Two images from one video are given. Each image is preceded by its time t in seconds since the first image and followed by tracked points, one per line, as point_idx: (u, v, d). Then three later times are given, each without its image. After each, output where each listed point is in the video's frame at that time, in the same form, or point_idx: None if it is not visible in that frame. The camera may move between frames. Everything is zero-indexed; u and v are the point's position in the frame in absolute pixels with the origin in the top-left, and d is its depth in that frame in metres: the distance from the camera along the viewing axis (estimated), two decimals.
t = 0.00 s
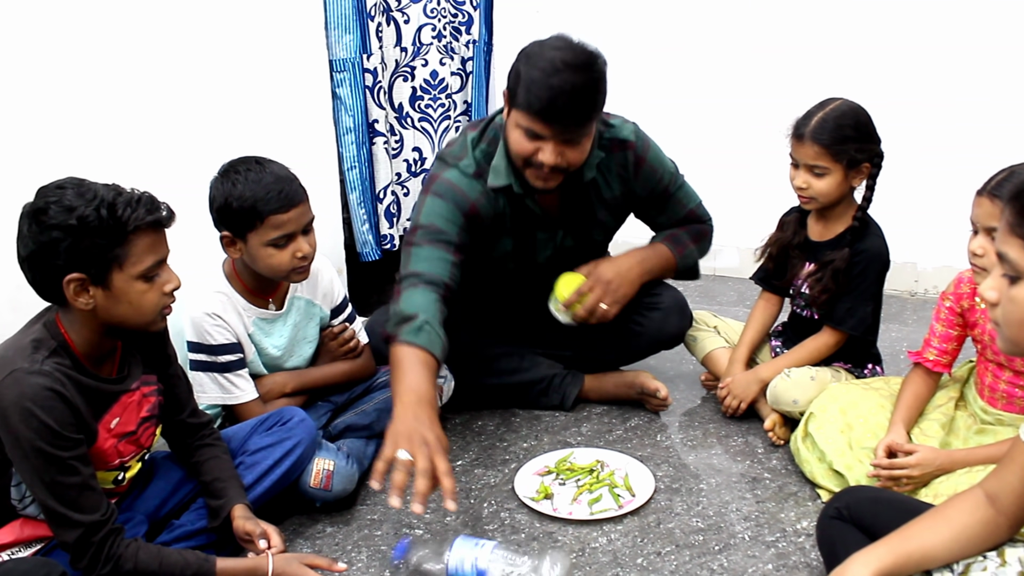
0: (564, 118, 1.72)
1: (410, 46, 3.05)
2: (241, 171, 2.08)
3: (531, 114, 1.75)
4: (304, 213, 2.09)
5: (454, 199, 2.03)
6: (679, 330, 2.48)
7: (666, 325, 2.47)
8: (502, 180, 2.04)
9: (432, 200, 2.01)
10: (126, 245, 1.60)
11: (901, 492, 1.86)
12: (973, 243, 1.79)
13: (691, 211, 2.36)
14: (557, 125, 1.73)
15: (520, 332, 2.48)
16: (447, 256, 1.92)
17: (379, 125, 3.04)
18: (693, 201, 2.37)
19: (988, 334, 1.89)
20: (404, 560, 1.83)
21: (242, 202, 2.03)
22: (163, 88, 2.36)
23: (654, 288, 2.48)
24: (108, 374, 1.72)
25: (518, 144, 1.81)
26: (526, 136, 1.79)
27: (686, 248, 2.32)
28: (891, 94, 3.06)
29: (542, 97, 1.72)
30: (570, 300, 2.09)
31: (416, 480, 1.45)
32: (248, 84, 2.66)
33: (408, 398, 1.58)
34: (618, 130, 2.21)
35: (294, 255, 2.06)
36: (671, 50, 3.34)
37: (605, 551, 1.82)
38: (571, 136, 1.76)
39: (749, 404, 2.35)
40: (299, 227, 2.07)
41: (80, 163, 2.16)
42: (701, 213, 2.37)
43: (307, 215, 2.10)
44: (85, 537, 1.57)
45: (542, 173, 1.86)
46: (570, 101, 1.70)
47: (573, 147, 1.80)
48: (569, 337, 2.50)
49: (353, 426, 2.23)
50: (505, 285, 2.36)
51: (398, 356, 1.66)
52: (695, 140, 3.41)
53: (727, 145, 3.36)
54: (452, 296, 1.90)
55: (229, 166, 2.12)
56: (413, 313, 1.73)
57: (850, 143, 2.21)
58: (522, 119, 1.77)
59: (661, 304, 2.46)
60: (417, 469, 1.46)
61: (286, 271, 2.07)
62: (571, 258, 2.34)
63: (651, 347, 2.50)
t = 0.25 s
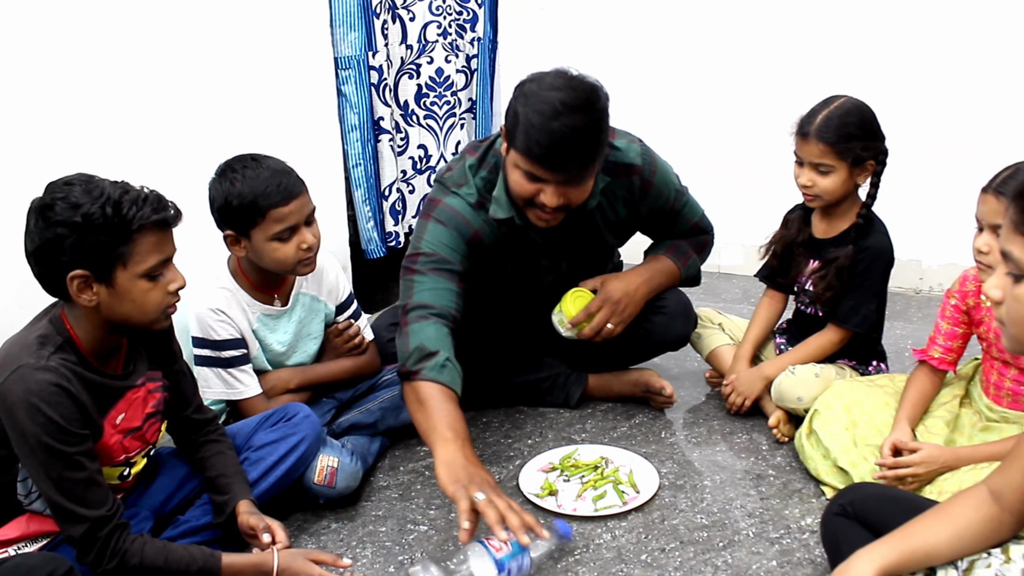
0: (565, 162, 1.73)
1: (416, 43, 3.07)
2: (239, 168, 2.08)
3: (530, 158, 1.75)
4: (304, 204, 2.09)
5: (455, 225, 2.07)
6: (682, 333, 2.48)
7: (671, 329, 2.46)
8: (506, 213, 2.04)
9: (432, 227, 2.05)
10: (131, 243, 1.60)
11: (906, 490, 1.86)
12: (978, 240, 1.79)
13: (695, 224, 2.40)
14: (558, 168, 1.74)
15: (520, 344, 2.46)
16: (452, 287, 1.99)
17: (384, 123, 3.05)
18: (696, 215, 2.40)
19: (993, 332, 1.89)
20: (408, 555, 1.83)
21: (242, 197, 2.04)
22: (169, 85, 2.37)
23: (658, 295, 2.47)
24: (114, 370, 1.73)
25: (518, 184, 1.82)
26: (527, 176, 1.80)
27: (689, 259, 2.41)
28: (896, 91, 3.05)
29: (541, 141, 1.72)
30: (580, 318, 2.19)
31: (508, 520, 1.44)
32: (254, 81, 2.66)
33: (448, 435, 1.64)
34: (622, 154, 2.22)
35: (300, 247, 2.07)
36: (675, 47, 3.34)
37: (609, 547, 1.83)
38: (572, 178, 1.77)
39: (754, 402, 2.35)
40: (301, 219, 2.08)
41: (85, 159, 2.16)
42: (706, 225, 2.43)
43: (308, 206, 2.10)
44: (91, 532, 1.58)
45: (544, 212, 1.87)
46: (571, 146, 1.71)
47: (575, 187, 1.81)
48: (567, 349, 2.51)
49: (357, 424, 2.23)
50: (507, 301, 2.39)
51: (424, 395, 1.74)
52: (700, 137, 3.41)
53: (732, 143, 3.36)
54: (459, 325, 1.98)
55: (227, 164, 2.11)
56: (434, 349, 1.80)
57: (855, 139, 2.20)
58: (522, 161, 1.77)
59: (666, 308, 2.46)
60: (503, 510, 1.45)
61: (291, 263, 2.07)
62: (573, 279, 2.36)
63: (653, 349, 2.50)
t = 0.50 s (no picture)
0: (570, 147, 1.72)
1: (415, 42, 3.05)
2: (237, 167, 2.08)
3: (535, 145, 1.74)
4: (303, 203, 2.09)
5: (460, 220, 2.07)
6: (682, 330, 2.48)
7: (671, 325, 2.46)
8: (508, 203, 2.02)
9: (438, 222, 2.06)
10: (129, 243, 1.60)
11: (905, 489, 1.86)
12: (978, 240, 1.79)
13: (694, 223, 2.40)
14: (563, 154, 1.73)
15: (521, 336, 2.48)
16: (463, 282, 1.99)
17: (385, 122, 3.05)
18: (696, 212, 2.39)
19: (992, 332, 1.89)
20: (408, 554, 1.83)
21: (240, 196, 2.03)
22: (168, 83, 2.37)
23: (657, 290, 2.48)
24: (112, 368, 1.73)
25: (523, 173, 1.80)
26: (532, 164, 1.78)
27: (687, 255, 2.40)
28: (895, 91, 3.05)
29: (546, 127, 1.71)
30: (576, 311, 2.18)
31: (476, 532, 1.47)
32: (253, 80, 2.66)
33: (447, 439, 1.65)
34: (624, 146, 2.22)
35: (298, 245, 2.07)
36: (674, 47, 3.34)
37: (607, 546, 1.83)
38: (578, 164, 1.76)
39: (753, 401, 2.35)
40: (299, 218, 2.08)
41: (85, 157, 2.16)
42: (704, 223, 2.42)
43: (306, 206, 2.10)
44: (90, 531, 1.57)
45: (550, 199, 1.85)
46: (576, 130, 1.71)
47: (579, 173, 1.80)
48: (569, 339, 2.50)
49: (357, 421, 2.23)
50: (507, 294, 2.39)
51: (432, 395, 1.75)
52: (700, 137, 3.41)
53: (732, 142, 3.36)
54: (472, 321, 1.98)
55: (223, 163, 2.11)
56: (440, 349, 1.80)
57: (855, 139, 2.20)
58: (526, 147, 1.76)
59: (666, 304, 2.46)
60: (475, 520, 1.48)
61: (289, 262, 2.07)
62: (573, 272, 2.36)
63: (655, 347, 2.50)
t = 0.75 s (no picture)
0: (587, 84, 1.85)
1: (415, 41, 3.01)
2: (242, 165, 2.08)
3: (553, 92, 1.85)
4: (308, 203, 2.09)
5: (471, 202, 2.07)
6: (683, 329, 2.47)
7: (672, 324, 2.45)
8: (519, 176, 2.07)
9: (448, 206, 2.05)
10: (129, 243, 1.60)
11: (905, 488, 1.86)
12: (978, 239, 1.79)
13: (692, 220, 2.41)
14: (582, 93, 1.85)
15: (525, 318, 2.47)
16: (476, 260, 1.98)
17: (387, 120, 3.05)
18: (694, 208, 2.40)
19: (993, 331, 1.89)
20: (407, 553, 1.83)
21: (244, 195, 2.03)
22: (168, 82, 2.36)
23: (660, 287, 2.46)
24: (112, 367, 1.73)
25: (544, 129, 1.90)
26: (551, 118, 1.88)
27: (682, 254, 2.41)
28: (896, 90, 3.05)
29: (561, 72, 1.82)
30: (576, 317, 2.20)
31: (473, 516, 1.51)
32: (253, 79, 2.66)
33: (464, 424, 1.62)
34: (630, 127, 2.25)
35: (302, 245, 2.07)
36: (675, 46, 3.34)
37: (607, 545, 1.83)
38: (595, 103, 1.88)
39: (753, 400, 2.35)
40: (303, 218, 2.08)
41: (85, 156, 2.16)
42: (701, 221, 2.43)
43: (311, 205, 2.11)
44: (90, 530, 1.57)
45: (573, 151, 1.94)
46: (591, 68, 1.83)
47: (596, 117, 1.91)
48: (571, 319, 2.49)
49: (356, 421, 2.23)
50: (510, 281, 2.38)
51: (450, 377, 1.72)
52: (701, 136, 3.41)
53: (732, 141, 3.36)
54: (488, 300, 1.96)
55: (230, 160, 2.11)
56: (456, 331, 1.78)
57: (855, 138, 2.20)
58: (543, 102, 1.87)
59: (667, 304, 2.44)
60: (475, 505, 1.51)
61: (293, 262, 2.07)
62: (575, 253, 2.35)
63: (656, 346, 2.49)
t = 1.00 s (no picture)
0: (579, 63, 1.96)
1: (414, 37, 3.03)
2: (243, 161, 2.08)
3: (546, 72, 1.97)
4: (309, 198, 2.10)
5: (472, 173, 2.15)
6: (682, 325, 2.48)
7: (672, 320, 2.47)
8: (518, 161, 2.16)
9: (450, 180, 2.13)
10: (128, 239, 1.60)
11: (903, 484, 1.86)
12: (977, 235, 1.79)
13: (689, 213, 2.42)
14: (574, 73, 1.97)
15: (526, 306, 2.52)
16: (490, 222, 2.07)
17: (384, 117, 3.04)
18: (692, 202, 2.42)
19: (992, 327, 1.89)
20: (407, 549, 1.83)
21: (248, 190, 2.03)
22: (167, 78, 2.36)
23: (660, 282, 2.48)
24: (112, 364, 1.73)
25: (540, 110, 2.01)
26: (547, 99, 2.00)
27: (681, 249, 2.37)
28: (895, 86, 3.05)
29: (553, 51, 1.95)
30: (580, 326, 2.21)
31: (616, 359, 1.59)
32: (252, 75, 2.65)
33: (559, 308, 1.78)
34: (625, 115, 2.31)
35: (304, 240, 2.07)
36: (674, 42, 3.33)
37: (606, 541, 1.83)
38: (588, 84, 2.00)
39: (752, 396, 2.35)
40: (304, 213, 2.08)
41: (84, 152, 2.16)
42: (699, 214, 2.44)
43: (312, 200, 2.11)
44: (89, 526, 1.57)
45: (570, 132, 2.04)
46: (582, 47, 1.95)
47: (590, 97, 2.03)
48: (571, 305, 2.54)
49: (355, 417, 2.23)
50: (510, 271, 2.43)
51: (513, 289, 1.84)
52: (700, 132, 3.40)
53: (731, 137, 3.36)
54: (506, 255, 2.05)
55: (230, 157, 2.11)
56: (493, 259, 1.91)
57: (855, 134, 2.20)
58: (539, 85, 1.99)
59: (666, 300, 2.46)
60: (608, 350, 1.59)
61: (295, 256, 2.08)
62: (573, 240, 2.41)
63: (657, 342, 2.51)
